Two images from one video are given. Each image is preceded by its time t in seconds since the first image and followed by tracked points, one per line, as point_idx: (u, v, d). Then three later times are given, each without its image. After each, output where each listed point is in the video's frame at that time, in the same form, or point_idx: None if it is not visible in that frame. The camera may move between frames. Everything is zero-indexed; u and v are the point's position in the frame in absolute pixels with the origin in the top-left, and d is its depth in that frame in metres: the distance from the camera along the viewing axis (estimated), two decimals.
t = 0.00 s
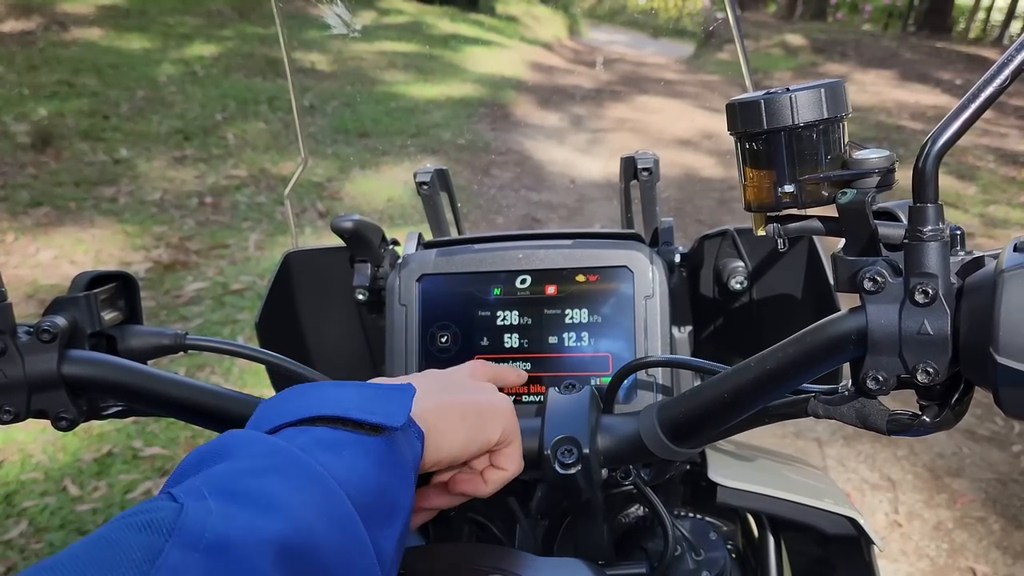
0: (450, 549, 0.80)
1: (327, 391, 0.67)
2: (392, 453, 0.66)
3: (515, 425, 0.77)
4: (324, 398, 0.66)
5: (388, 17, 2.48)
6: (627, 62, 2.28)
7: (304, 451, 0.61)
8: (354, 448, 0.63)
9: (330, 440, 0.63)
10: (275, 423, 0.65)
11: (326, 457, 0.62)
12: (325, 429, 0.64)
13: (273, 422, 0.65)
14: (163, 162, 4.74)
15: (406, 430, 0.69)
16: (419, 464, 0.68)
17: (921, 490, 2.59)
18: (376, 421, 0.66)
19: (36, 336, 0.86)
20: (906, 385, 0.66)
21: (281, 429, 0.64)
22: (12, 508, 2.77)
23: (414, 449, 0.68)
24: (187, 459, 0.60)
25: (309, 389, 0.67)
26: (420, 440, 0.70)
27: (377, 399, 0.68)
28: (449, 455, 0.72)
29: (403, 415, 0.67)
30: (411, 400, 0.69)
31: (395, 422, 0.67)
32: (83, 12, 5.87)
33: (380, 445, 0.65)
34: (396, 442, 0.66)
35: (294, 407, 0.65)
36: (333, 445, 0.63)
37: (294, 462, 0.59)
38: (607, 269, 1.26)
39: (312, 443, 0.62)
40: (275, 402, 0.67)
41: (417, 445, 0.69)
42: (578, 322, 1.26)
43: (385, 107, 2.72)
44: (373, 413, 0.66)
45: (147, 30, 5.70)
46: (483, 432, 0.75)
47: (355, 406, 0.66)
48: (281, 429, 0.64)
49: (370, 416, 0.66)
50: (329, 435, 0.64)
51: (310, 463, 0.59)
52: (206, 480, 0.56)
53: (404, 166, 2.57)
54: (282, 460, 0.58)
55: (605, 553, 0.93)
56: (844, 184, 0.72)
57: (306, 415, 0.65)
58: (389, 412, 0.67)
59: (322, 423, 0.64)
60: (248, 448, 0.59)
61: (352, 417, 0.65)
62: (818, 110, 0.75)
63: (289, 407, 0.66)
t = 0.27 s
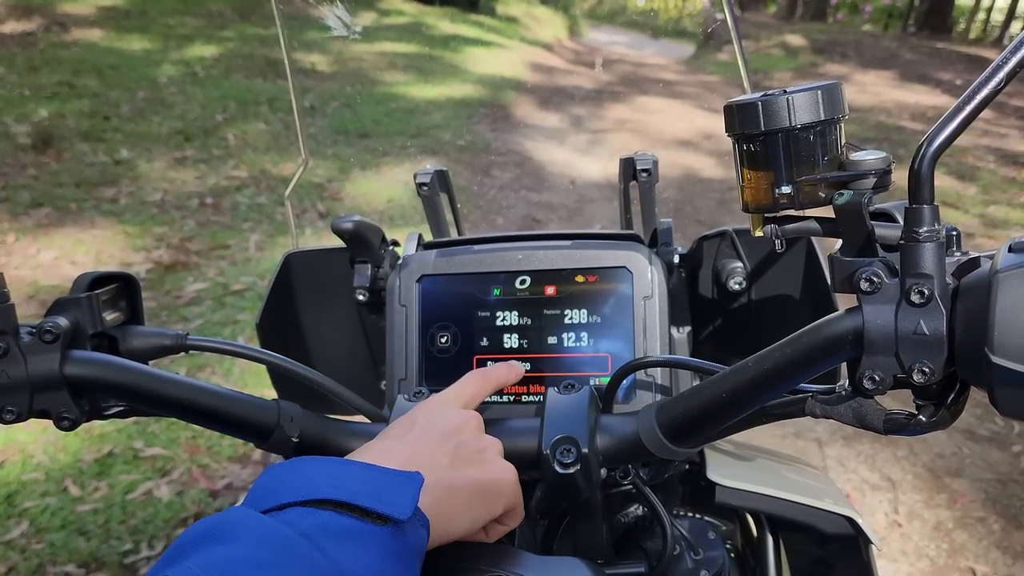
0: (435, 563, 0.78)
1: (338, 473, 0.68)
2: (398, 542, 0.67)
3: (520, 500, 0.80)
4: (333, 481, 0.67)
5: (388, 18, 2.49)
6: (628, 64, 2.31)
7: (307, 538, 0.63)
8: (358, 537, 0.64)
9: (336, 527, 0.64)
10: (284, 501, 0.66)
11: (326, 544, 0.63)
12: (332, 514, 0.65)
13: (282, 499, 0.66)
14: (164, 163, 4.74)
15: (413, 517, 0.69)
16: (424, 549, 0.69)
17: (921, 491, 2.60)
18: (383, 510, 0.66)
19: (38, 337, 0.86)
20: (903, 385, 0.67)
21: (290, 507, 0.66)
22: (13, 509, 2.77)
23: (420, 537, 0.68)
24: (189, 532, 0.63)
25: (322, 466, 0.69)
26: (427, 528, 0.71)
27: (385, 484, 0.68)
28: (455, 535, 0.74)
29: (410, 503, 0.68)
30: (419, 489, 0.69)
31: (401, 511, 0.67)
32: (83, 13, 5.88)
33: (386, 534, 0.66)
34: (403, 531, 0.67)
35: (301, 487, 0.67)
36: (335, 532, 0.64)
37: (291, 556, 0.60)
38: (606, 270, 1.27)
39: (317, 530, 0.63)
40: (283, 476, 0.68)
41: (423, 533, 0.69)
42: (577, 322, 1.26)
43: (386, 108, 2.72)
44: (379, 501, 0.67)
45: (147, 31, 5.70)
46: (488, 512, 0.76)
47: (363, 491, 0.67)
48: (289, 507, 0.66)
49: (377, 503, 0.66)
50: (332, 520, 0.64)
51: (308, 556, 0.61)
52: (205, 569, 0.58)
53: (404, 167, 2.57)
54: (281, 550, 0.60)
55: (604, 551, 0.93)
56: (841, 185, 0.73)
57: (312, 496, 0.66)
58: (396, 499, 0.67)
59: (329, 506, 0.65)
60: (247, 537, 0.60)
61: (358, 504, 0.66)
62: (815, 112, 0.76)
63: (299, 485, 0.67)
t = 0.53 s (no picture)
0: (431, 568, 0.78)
1: (331, 486, 0.67)
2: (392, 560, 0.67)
3: (509, 520, 0.80)
4: (327, 495, 0.67)
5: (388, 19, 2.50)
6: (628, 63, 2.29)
7: (300, 555, 0.63)
8: (351, 555, 0.64)
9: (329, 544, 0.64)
10: (276, 513, 0.66)
11: (320, 561, 0.63)
12: (325, 530, 0.65)
13: (274, 512, 0.66)
14: (165, 163, 4.74)
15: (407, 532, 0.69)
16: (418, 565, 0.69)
17: (921, 492, 2.59)
18: (377, 527, 0.66)
19: (35, 338, 0.86)
20: (898, 387, 0.67)
21: (283, 520, 0.65)
22: (13, 510, 2.77)
23: (414, 553, 0.68)
24: (182, 544, 0.63)
25: (315, 477, 0.68)
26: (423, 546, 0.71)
27: (379, 500, 0.68)
28: (449, 554, 0.74)
29: (404, 520, 0.68)
30: (413, 506, 0.69)
31: (395, 528, 0.67)
32: (84, 14, 5.89)
33: (380, 551, 0.66)
34: (397, 548, 0.67)
35: (294, 499, 0.67)
36: (329, 548, 0.64)
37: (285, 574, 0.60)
38: (604, 271, 1.27)
39: (310, 547, 0.63)
40: (275, 487, 0.68)
41: (418, 548, 0.69)
42: (574, 323, 1.26)
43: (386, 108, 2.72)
44: (375, 517, 0.67)
45: (148, 32, 5.70)
46: (479, 531, 0.77)
47: (357, 507, 0.67)
48: (282, 520, 0.66)
49: (372, 519, 0.66)
50: (326, 536, 0.65)
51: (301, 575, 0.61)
52: None
53: (404, 168, 2.58)
54: (274, 567, 0.60)
55: (602, 552, 0.93)
56: (836, 187, 0.73)
57: (305, 510, 0.66)
58: (391, 516, 0.67)
59: (322, 520, 0.65)
60: (240, 556, 0.60)
61: (352, 519, 0.66)
62: (811, 114, 0.76)
63: (292, 497, 0.67)
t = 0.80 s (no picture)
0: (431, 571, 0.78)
1: (322, 500, 0.68)
2: None
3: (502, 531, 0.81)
4: (318, 510, 0.67)
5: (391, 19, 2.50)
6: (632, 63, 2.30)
7: (292, 570, 0.63)
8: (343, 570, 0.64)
9: (322, 561, 0.64)
10: (268, 528, 0.66)
11: None
12: (317, 545, 0.65)
13: (265, 527, 0.66)
14: (168, 164, 4.74)
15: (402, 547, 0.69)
16: None
17: (924, 493, 2.59)
18: (370, 542, 0.66)
19: (38, 339, 0.86)
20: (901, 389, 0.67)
21: (275, 536, 0.65)
22: (16, 510, 2.78)
23: (409, 567, 0.68)
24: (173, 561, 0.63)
25: (306, 492, 0.68)
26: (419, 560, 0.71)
27: (372, 516, 0.68)
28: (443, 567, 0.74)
29: (398, 535, 0.68)
30: (406, 522, 0.70)
31: (389, 544, 0.67)
32: (87, 15, 5.90)
33: (374, 567, 0.66)
34: (392, 564, 0.67)
35: (285, 514, 0.67)
36: (321, 564, 0.64)
37: None
38: (606, 273, 1.27)
39: (302, 563, 0.63)
40: (267, 501, 0.68)
41: (413, 562, 0.69)
42: (577, 324, 1.26)
43: (389, 109, 2.72)
44: (367, 533, 0.67)
45: (151, 33, 5.71)
46: (473, 543, 0.77)
47: (349, 522, 0.67)
48: (273, 535, 0.66)
49: (364, 535, 0.67)
50: (318, 552, 0.65)
51: None
52: None
53: (407, 168, 2.58)
54: None
55: (605, 552, 0.93)
56: (839, 188, 0.73)
57: (296, 525, 0.66)
58: (385, 532, 0.68)
59: (314, 536, 0.65)
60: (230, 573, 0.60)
61: (345, 535, 0.66)
62: (814, 115, 0.75)
63: (283, 512, 0.67)
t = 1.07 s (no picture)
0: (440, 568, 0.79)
1: (341, 494, 0.68)
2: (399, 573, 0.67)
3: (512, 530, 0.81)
4: (336, 505, 0.68)
5: (396, 20, 2.52)
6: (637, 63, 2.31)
7: (310, 565, 0.63)
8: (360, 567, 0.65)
9: (339, 557, 0.65)
10: (285, 522, 0.66)
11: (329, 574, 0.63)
12: (335, 540, 0.66)
13: (283, 521, 0.67)
14: (172, 164, 4.76)
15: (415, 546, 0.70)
16: None
17: (928, 494, 2.59)
18: (386, 538, 0.67)
19: (49, 335, 0.87)
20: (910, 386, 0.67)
21: (292, 529, 0.66)
22: (21, 508, 2.79)
23: (422, 567, 0.69)
24: (191, 549, 0.64)
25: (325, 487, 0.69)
26: (430, 558, 0.71)
27: (387, 512, 0.69)
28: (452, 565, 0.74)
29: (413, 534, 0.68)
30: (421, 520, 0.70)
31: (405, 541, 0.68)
32: (92, 16, 5.92)
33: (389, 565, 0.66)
34: (405, 562, 0.67)
35: (303, 507, 0.67)
36: (337, 560, 0.65)
37: None
38: (613, 271, 1.27)
39: (320, 558, 0.64)
40: (283, 495, 0.69)
41: (425, 562, 0.69)
42: (583, 323, 1.26)
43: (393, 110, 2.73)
44: (384, 530, 0.67)
45: (156, 34, 5.73)
46: (481, 541, 0.77)
47: (365, 518, 0.68)
48: (290, 529, 0.66)
49: (382, 532, 0.67)
50: (335, 547, 0.65)
51: None
52: None
53: (411, 169, 2.58)
54: None
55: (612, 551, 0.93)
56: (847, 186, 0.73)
57: (314, 519, 0.66)
58: (402, 529, 0.68)
59: (332, 530, 0.66)
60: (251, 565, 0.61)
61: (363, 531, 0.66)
62: (823, 113, 0.76)
63: (301, 506, 0.67)
